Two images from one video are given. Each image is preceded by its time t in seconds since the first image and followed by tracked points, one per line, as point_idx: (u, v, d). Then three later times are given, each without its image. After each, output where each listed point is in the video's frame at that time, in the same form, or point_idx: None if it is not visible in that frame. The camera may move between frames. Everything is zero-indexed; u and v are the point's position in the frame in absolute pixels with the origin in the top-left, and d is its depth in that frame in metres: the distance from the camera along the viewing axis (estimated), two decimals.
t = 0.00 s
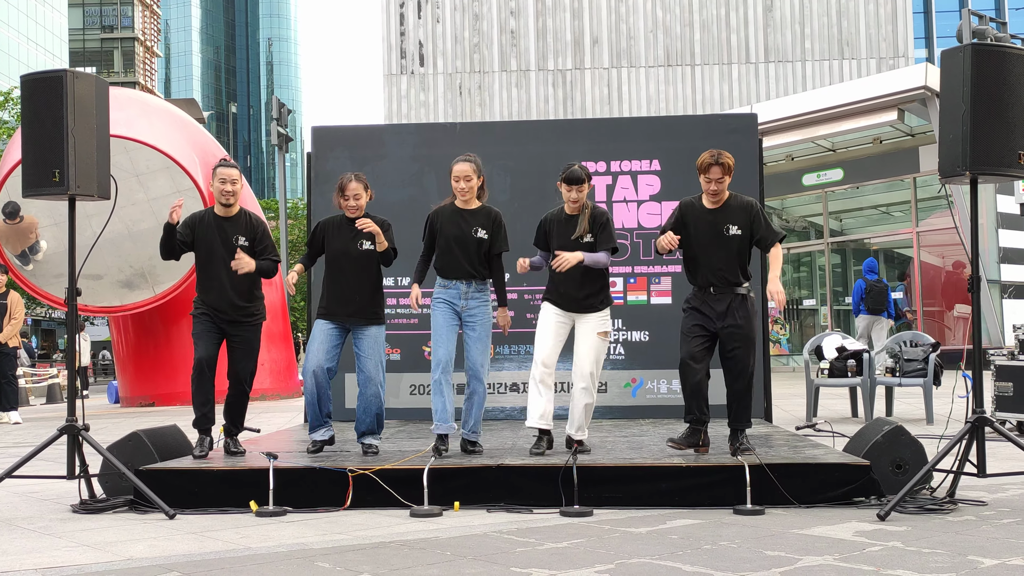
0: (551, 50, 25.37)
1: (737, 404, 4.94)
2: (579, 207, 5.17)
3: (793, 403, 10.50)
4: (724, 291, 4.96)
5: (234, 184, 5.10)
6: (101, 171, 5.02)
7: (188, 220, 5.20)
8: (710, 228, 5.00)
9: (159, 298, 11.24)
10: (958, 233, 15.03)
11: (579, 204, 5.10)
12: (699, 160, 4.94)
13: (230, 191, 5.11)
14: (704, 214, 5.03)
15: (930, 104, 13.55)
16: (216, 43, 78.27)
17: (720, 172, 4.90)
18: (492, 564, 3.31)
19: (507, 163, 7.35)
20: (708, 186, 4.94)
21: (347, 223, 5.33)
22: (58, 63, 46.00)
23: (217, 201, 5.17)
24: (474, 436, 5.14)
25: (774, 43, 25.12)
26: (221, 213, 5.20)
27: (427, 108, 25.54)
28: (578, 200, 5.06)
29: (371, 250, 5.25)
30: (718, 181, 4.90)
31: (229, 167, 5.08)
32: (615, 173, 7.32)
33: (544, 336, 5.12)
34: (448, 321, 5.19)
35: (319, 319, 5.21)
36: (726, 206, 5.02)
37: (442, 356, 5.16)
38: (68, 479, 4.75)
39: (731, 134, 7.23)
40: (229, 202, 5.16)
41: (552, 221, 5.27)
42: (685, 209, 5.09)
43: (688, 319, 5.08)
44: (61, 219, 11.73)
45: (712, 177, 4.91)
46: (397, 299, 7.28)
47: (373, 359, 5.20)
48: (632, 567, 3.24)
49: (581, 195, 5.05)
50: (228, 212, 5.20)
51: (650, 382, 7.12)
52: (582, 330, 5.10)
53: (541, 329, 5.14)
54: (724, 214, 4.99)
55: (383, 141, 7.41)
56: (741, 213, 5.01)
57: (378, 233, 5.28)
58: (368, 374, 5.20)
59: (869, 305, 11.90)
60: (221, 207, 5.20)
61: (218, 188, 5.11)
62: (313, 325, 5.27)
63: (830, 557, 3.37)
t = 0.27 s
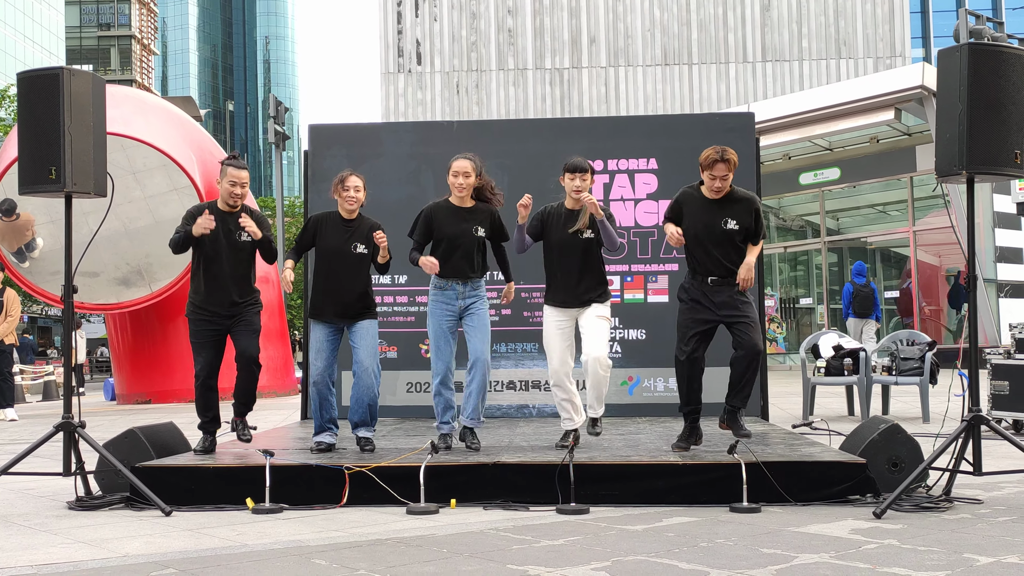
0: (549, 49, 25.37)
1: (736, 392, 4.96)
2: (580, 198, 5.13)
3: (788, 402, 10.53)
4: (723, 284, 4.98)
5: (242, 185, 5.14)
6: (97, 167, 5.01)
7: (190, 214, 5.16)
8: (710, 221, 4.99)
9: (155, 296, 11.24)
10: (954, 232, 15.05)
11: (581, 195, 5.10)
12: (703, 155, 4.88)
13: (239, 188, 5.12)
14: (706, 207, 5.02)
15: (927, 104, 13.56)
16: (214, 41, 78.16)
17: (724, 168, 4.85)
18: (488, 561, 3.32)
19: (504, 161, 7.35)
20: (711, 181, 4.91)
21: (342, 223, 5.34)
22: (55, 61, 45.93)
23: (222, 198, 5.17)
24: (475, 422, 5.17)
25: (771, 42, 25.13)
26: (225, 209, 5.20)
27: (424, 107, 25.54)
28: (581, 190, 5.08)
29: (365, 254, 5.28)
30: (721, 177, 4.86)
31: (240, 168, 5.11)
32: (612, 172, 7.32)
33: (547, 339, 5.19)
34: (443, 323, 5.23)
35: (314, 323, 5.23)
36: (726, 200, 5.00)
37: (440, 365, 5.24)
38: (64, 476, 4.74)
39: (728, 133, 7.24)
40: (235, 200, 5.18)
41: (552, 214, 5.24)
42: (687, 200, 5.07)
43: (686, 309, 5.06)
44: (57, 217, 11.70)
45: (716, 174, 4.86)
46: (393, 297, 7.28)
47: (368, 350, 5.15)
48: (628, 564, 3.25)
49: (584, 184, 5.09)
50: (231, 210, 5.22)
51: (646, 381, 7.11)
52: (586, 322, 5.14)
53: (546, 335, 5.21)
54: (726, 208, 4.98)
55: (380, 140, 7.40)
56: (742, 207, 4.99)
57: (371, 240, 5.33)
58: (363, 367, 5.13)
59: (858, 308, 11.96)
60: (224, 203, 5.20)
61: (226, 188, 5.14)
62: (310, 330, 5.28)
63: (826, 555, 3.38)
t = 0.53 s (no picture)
0: (550, 47, 25.35)
1: (744, 403, 4.89)
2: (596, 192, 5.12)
3: (789, 401, 10.53)
4: (737, 294, 4.95)
5: (265, 197, 5.11)
6: (100, 164, 5.01)
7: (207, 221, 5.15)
8: (731, 228, 4.96)
9: (156, 293, 11.24)
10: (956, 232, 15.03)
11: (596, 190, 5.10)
12: (737, 159, 4.92)
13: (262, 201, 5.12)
14: (726, 213, 5.00)
15: (929, 104, 13.54)
16: (215, 39, 78.14)
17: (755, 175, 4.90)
18: (490, 560, 3.32)
19: (505, 160, 7.35)
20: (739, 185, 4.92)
21: (355, 223, 5.34)
22: (57, 59, 45.96)
23: (244, 207, 5.16)
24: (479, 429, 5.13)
25: (773, 41, 25.11)
26: (243, 220, 5.21)
27: (425, 105, 25.53)
28: (596, 185, 5.07)
29: (380, 255, 5.33)
30: (752, 182, 4.89)
31: (262, 177, 5.06)
32: (614, 171, 7.31)
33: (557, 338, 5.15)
34: (456, 326, 5.15)
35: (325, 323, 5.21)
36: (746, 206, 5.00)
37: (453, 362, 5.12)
38: (66, 473, 4.74)
39: (729, 132, 7.24)
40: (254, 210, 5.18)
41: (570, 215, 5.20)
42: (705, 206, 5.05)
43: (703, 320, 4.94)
44: (59, 214, 11.69)
45: (749, 178, 4.89)
46: (395, 296, 7.28)
47: (378, 354, 5.19)
48: (629, 563, 3.25)
49: (598, 178, 5.06)
50: (249, 220, 5.23)
51: (648, 380, 7.10)
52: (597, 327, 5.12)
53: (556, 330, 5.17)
54: (746, 214, 4.97)
55: (381, 138, 7.39)
56: (762, 214, 5.00)
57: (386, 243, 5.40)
58: (371, 370, 5.17)
59: (852, 306, 12.37)
60: (243, 214, 5.20)
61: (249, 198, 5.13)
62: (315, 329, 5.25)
63: (827, 554, 3.38)
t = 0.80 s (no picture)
0: (551, 48, 25.36)
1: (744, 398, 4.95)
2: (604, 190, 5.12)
3: (789, 402, 10.53)
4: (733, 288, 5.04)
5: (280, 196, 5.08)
6: (101, 164, 5.02)
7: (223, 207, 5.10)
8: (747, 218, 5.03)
9: (156, 293, 11.24)
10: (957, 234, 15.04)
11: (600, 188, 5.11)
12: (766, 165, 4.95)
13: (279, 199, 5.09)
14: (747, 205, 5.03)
15: (930, 106, 13.54)
16: (216, 39, 78.17)
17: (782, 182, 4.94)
18: (489, 561, 3.32)
19: (506, 160, 7.35)
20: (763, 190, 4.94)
21: (364, 220, 5.29)
22: (58, 59, 46.00)
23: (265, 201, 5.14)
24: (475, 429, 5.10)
25: (774, 42, 25.13)
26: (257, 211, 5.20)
27: (426, 105, 25.54)
28: (601, 183, 5.08)
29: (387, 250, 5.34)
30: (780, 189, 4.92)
31: (282, 177, 5.03)
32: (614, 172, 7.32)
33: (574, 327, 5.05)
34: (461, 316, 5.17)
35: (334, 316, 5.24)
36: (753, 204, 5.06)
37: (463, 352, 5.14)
38: (65, 473, 4.74)
39: (730, 133, 7.25)
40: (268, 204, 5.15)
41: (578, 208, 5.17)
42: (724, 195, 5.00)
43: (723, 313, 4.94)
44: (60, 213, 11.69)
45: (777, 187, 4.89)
46: (395, 296, 7.29)
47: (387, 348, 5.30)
48: (628, 564, 3.25)
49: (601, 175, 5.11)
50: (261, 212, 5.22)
51: (648, 381, 7.10)
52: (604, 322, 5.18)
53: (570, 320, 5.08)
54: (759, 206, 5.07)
55: (382, 139, 7.40)
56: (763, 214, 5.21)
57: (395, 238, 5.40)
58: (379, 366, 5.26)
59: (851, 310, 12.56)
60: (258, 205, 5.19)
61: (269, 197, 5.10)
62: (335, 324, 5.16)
63: (826, 556, 3.38)
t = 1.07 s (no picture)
0: (550, 47, 25.35)
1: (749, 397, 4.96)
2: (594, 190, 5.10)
3: (789, 402, 10.54)
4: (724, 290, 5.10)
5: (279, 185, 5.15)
6: (100, 164, 5.01)
7: (239, 207, 5.02)
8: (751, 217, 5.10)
9: (155, 292, 11.23)
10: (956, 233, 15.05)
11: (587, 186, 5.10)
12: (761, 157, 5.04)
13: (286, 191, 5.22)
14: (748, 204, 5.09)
15: (930, 105, 13.54)
16: (215, 38, 78.09)
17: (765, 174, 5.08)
18: (489, 560, 3.32)
19: (506, 159, 7.35)
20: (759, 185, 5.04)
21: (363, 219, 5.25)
22: (57, 57, 45.95)
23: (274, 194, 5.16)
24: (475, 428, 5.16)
25: (773, 42, 25.12)
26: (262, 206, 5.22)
27: (426, 104, 25.52)
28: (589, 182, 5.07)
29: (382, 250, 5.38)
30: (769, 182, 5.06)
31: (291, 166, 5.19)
32: (614, 171, 7.31)
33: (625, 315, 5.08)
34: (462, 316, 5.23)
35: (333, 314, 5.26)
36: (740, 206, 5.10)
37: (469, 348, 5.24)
38: (65, 472, 4.73)
39: (730, 133, 7.26)
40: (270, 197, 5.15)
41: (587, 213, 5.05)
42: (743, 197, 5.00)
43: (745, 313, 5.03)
44: (59, 212, 11.67)
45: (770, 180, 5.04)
46: (394, 295, 7.28)
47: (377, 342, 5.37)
48: (628, 563, 3.24)
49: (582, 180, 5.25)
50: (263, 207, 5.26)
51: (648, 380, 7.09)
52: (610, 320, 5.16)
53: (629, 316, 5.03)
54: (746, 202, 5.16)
55: (381, 138, 7.39)
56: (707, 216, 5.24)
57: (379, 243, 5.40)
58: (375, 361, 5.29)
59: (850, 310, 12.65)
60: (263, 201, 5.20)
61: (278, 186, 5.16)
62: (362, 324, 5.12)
63: (826, 555, 3.37)
